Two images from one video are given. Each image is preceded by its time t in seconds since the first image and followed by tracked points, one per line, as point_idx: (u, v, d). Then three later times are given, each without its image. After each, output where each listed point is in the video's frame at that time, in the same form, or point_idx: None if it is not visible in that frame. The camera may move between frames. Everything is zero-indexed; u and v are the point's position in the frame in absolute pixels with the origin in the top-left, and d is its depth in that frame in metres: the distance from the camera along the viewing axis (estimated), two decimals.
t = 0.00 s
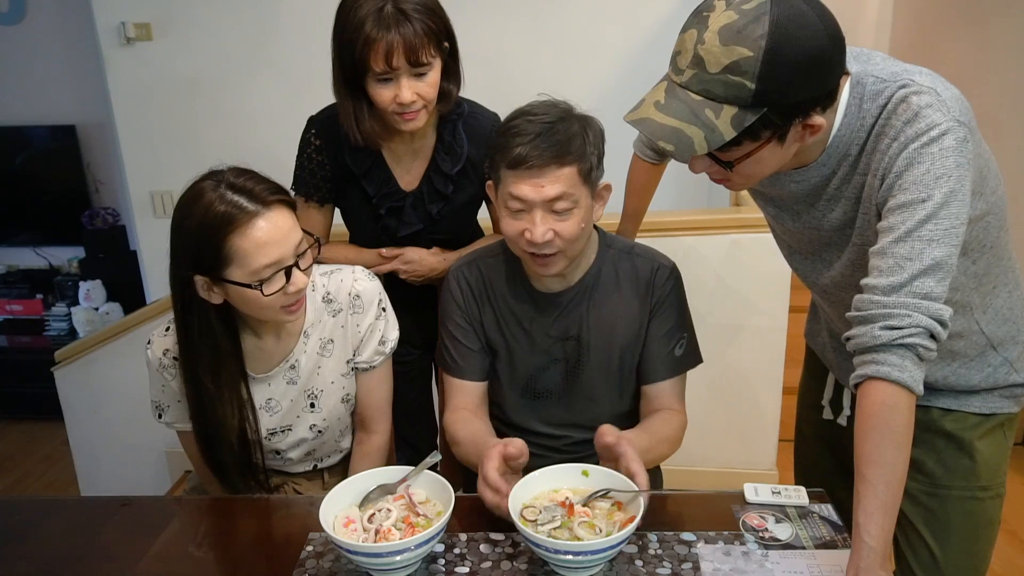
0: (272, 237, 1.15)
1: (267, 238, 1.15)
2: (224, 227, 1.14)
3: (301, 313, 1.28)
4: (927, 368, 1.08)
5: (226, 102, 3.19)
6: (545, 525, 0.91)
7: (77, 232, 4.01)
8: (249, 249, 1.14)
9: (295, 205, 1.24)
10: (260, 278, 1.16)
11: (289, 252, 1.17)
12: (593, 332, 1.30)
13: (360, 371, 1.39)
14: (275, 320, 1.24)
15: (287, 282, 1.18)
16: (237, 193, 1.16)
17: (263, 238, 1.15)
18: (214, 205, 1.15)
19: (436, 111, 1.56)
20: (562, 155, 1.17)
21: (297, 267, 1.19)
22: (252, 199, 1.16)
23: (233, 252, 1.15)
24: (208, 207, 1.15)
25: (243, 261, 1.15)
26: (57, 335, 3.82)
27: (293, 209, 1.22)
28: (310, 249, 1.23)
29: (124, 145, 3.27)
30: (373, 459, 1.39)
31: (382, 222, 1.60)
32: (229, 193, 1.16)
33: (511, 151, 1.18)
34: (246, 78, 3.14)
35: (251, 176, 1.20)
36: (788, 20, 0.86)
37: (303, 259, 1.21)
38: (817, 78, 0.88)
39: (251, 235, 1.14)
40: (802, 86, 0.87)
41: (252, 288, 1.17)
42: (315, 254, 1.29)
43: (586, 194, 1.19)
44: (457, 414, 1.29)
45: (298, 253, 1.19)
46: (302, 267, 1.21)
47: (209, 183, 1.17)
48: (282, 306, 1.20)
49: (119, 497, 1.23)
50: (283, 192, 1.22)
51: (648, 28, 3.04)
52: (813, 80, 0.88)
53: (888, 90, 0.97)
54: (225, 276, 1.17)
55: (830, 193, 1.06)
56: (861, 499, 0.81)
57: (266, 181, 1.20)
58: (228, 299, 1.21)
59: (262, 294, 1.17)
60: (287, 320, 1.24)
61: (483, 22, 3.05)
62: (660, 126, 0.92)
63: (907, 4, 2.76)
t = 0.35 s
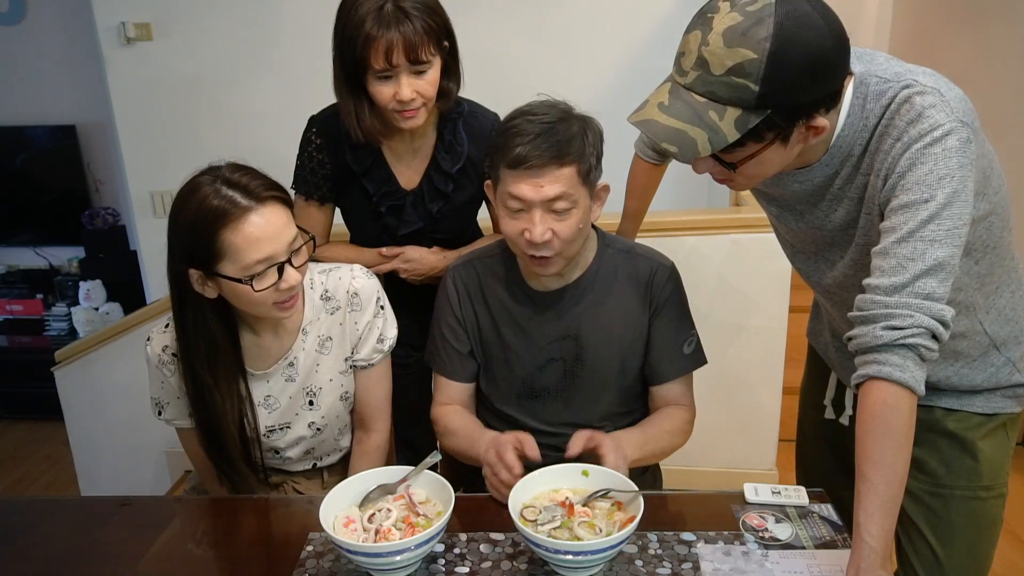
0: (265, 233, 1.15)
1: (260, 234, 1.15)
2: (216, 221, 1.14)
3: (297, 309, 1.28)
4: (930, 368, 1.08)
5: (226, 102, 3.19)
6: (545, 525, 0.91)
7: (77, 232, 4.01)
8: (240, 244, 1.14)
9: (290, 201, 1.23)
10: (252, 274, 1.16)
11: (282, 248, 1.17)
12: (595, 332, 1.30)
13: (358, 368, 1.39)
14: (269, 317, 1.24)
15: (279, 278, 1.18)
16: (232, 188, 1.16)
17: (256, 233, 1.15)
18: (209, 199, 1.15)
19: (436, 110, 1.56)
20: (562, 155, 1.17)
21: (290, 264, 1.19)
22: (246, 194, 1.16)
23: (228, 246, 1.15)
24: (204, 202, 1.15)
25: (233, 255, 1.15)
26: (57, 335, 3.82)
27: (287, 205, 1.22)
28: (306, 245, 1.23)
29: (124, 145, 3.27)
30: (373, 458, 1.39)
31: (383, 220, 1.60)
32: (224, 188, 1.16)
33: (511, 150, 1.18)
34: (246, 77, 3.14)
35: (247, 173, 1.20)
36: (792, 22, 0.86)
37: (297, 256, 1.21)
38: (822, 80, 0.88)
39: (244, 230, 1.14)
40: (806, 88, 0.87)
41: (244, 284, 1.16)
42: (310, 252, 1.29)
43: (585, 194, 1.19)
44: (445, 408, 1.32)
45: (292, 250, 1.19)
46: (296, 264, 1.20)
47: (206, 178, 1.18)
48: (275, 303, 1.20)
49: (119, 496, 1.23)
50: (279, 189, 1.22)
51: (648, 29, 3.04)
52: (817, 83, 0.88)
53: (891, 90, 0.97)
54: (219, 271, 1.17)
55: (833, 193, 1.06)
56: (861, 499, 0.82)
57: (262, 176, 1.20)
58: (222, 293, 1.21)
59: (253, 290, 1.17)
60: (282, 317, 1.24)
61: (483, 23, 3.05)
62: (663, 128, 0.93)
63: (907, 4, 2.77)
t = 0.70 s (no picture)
0: (264, 227, 1.15)
1: (259, 228, 1.15)
2: (216, 215, 1.14)
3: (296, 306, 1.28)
4: (930, 368, 1.08)
5: (226, 102, 3.18)
6: (545, 525, 0.91)
7: (77, 232, 4.01)
8: (240, 238, 1.15)
9: (289, 195, 1.23)
10: (253, 267, 1.16)
11: (282, 242, 1.17)
12: (595, 332, 1.30)
13: (357, 367, 1.39)
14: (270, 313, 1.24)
15: (279, 272, 1.18)
16: (231, 183, 1.16)
17: (255, 227, 1.15)
18: (208, 194, 1.15)
19: (434, 104, 1.56)
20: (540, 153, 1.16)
21: (290, 258, 1.19)
22: (244, 188, 1.17)
23: (225, 239, 1.15)
24: (201, 197, 1.15)
25: (233, 249, 1.15)
26: (57, 335, 3.82)
27: (286, 199, 1.22)
28: (305, 240, 1.23)
29: (124, 145, 3.27)
30: (374, 458, 1.39)
31: (382, 215, 1.59)
32: (224, 183, 1.16)
33: (500, 136, 1.20)
34: (246, 77, 3.14)
35: (248, 168, 1.20)
36: (793, 25, 0.86)
37: (298, 252, 1.21)
38: (824, 84, 0.88)
39: (243, 225, 1.14)
40: (807, 93, 0.87)
41: (244, 277, 1.16)
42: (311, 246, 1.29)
43: (553, 198, 1.17)
44: (462, 414, 1.29)
45: (291, 245, 1.19)
46: (296, 259, 1.20)
47: (205, 173, 1.18)
48: (275, 298, 1.20)
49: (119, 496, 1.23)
50: (278, 183, 1.22)
51: (648, 28, 3.04)
52: (818, 86, 0.88)
53: (892, 90, 0.97)
54: (219, 266, 1.17)
55: (834, 193, 1.06)
56: (861, 500, 0.81)
57: (260, 171, 1.20)
58: (223, 289, 1.20)
59: (253, 283, 1.17)
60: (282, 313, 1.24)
61: (483, 23, 3.05)
62: (665, 133, 0.93)
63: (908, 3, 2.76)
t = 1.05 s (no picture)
0: (267, 228, 1.15)
1: (262, 229, 1.15)
2: (219, 216, 1.14)
3: (299, 308, 1.28)
4: (930, 368, 1.08)
5: (226, 102, 3.18)
6: (545, 525, 0.91)
7: (77, 231, 4.01)
8: (243, 240, 1.15)
9: (294, 198, 1.23)
10: (254, 269, 1.16)
11: (285, 244, 1.17)
12: (595, 333, 1.30)
13: (359, 368, 1.39)
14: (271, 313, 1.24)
15: (281, 275, 1.18)
16: (235, 184, 1.16)
17: (259, 228, 1.15)
18: (211, 194, 1.15)
19: (432, 103, 1.56)
20: (542, 157, 1.16)
21: (292, 260, 1.19)
22: (248, 189, 1.17)
23: (228, 239, 1.15)
24: (205, 197, 1.15)
25: (237, 251, 1.15)
26: (57, 335, 3.82)
27: (291, 202, 1.22)
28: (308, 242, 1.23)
29: (124, 145, 3.27)
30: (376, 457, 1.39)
31: (381, 214, 1.59)
32: (228, 184, 1.16)
33: (502, 136, 1.20)
34: (246, 77, 3.14)
35: (256, 172, 1.20)
36: (791, 25, 0.86)
37: (300, 253, 1.21)
38: (823, 85, 0.88)
39: (246, 226, 1.14)
40: (805, 94, 0.87)
41: (246, 279, 1.17)
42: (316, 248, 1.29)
43: (551, 203, 1.17)
44: (463, 414, 1.29)
45: (295, 247, 1.19)
46: (298, 261, 1.20)
47: (210, 173, 1.18)
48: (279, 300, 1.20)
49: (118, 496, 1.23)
50: (282, 186, 1.22)
51: (649, 29, 3.04)
52: (817, 88, 0.88)
53: (891, 91, 0.97)
54: (222, 267, 1.17)
55: (833, 193, 1.06)
56: (861, 500, 0.82)
57: (264, 173, 1.20)
58: (225, 289, 1.20)
59: (256, 285, 1.17)
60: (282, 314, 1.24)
61: (483, 23, 3.05)
62: (664, 133, 0.92)
63: (908, 4, 2.76)
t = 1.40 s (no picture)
0: (279, 234, 1.15)
1: (273, 235, 1.14)
2: (228, 221, 1.14)
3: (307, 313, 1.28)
4: (930, 368, 1.08)
5: (227, 102, 3.18)
6: (545, 525, 0.91)
7: (77, 231, 4.01)
8: (253, 244, 1.14)
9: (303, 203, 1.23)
10: (265, 275, 1.16)
11: (295, 250, 1.17)
12: (595, 333, 1.30)
13: (364, 371, 1.39)
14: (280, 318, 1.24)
15: (292, 280, 1.17)
16: (245, 188, 1.16)
17: (270, 234, 1.14)
18: (222, 198, 1.15)
19: (431, 108, 1.56)
20: (549, 166, 1.16)
21: (303, 266, 1.18)
22: (259, 194, 1.16)
23: (239, 245, 1.14)
24: (216, 202, 1.15)
25: (247, 256, 1.15)
26: (57, 335, 3.82)
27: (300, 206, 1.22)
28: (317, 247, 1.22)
29: (125, 145, 3.27)
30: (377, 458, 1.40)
31: (381, 216, 1.59)
32: (238, 188, 1.16)
33: (508, 146, 1.19)
34: (246, 77, 3.14)
35: (270, 179, 1.20)
36: (792, 24, 0.86)
37: (310, 258, 1.20)
38: (823, 84, 0.88)
39: (257, 231, 1.14)
40: (805, 94, 0.87)
41: (256, 284, 1.16)
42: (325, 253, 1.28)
43: (556, 214, 1.17)
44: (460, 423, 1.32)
45: (305, 252, 1.19)
46: (308, 266, 1.20)
47: (219, 177, 1.18)
48: (289, 305, 1.20)
49: (119, 496, 1.23)
50: (291, 190, 1.22)
51: (649, 29, 3.03)
52: (816, 86, 0.88)
53: (891, 90, 0.97)
54: (231, 272, 1.16)
55: (833, 193, 1.06)
56: (861, 499, 0.82)
57: (274, 177, 1.20)
58: (234, 294, 1.20)
59: (265, 290, 1.17)
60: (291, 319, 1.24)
61: (483, 23, 3.05)
62: (664, 134, 0.92)
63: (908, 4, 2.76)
